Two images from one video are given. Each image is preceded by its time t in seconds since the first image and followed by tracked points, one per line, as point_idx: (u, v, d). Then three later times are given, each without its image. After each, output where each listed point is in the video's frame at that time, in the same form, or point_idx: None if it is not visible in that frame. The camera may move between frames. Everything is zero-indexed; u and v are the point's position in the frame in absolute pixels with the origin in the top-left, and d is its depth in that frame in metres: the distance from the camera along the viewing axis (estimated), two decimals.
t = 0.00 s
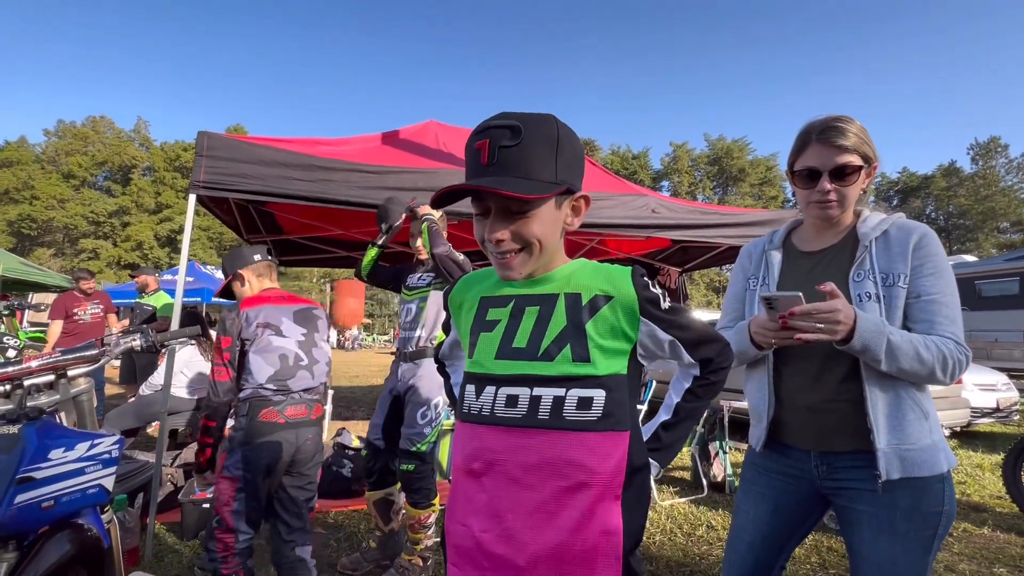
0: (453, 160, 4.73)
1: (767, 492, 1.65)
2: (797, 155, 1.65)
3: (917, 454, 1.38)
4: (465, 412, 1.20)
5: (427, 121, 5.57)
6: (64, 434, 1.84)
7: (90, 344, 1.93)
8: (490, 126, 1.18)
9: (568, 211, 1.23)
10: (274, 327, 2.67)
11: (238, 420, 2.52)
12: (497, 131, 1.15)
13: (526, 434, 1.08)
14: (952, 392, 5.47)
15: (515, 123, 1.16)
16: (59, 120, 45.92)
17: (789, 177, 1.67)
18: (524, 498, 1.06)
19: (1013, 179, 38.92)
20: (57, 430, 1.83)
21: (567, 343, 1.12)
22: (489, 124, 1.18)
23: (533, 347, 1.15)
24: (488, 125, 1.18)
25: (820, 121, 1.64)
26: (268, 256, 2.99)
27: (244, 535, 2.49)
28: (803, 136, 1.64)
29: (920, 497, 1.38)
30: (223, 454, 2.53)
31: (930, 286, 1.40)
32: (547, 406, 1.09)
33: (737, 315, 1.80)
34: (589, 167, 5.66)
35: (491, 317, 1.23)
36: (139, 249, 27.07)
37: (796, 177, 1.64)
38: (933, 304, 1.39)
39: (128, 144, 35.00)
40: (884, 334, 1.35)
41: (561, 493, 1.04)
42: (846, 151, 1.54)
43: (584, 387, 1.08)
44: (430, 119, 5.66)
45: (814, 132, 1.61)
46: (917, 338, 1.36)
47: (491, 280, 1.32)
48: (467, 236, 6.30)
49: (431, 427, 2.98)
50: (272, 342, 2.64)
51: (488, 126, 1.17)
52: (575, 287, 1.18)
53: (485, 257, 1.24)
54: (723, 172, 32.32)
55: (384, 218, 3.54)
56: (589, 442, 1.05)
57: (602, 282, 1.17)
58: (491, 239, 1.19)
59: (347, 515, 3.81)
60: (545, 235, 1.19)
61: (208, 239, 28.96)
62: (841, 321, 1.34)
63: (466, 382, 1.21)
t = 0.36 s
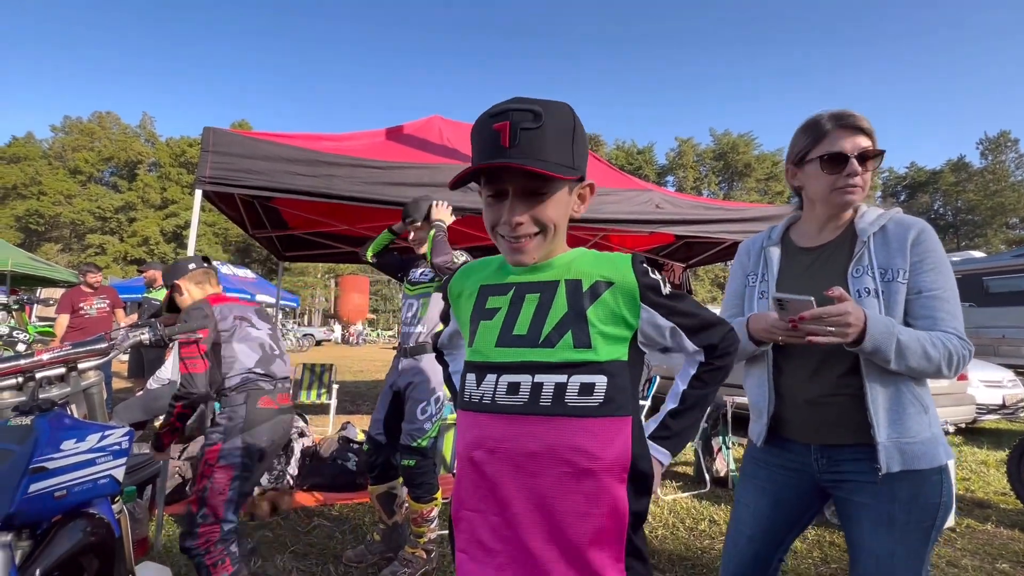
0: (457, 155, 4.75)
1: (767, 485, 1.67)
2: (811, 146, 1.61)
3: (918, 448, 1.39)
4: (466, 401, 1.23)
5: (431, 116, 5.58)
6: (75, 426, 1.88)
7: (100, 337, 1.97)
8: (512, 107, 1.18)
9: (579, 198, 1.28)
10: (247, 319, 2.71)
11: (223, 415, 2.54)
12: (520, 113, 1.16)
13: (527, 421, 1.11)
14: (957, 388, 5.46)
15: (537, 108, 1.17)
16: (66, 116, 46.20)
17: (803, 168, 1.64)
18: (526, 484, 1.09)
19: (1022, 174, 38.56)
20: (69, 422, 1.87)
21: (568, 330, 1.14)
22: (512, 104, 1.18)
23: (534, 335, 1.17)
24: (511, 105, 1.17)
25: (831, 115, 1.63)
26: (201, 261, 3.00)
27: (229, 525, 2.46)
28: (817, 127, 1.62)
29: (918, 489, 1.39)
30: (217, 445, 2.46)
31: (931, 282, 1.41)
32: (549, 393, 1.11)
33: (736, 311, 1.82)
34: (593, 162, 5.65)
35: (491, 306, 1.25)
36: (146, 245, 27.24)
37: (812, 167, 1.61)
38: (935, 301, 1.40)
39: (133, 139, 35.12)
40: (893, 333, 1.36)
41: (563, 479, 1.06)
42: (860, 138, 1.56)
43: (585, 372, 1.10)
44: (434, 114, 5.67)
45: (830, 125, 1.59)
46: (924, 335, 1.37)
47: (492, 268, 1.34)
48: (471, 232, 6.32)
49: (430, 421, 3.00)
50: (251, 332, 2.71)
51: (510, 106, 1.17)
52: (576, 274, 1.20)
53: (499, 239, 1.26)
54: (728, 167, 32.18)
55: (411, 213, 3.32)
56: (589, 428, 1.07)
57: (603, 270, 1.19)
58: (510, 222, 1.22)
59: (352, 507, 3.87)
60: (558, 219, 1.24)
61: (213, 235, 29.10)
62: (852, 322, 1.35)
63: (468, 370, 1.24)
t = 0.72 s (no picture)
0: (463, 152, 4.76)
1: (772, 480, 1.67)
2: (812, 147, 1.60)
3: (926, 443, 1.40)
4: (480, 402, 1.25)
5: (437, 113, 5.58)
6: (89, 422, 1.90)
7: (111, 335, 2.02)
8: (470, 126, 1.26)
9: (547, 196, 1.21)
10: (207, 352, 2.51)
11: (251, 417, 2.52)
12: (468, 132, 1.24)
13: (541, 424, 1.12)
14: (968, 385, 5.42)
15: (481, 122, 1.22)
16: (76, 115, 46.59)
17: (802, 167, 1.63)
18: (540, 487, 1.10)
19: None
20: (83, 418, 1.89)
21: (580, 332, 1.15)
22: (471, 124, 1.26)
23: (546, 337, 1.18)
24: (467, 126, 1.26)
25: (831, 114, 1.63)
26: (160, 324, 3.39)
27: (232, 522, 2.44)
28: (817, 126, 1.61)
29: (924, 483, 1.39)
30: (251, 438, 2.48)
31: (932, 281, 1.41)
32: (561, 395, 1.12)
33: (735, 312, 1.81)
34: (600, 159, 5.64)
35: (504, 308, 1.27)
36: (155, 242, 27.46)
37: (811, 166, 1.61)
38: (938, 301, 1.40)
39: (142, 136, 35.38)
40: (903, 331, 1.36)
41: (575, 482, 1.07)
42: (859, 140, 1.56)
43: (597, 376, 1.11)
44: (440, 111, 5.67)
45: (831, 124, 1.59)
46: (932, 332, 1.37)
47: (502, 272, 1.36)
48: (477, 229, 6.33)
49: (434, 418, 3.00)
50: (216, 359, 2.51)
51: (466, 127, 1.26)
52: (588, 276, 1.20)
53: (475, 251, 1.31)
54: (736, 162, 31.97)
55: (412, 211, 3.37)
56: (603, 431, 1.07)
57: (616, 272, 1.19)
58: (471, 233, 1.26)
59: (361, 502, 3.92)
60: (513, 221, 1.19)
61: (221, 232, 29.29)
62: (861, 327, 1.35)
63: (482, 372, 1.26)
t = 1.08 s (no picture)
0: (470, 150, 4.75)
1: (783, 478, 1.66)
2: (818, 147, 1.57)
3: (933, 431, 1.42)
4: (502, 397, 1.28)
5: (444, 111, 5.58)
6: (104, 419, 1.94)
7: (126, 333, 2.04)
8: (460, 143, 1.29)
9: (528, 189, 1.16)
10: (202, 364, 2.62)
11: (251, 411, 2.55)
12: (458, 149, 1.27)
13: (537, 416, 1.13)
14: (983, 383, 5.35)
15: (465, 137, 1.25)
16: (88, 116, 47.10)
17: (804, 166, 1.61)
18: (539, 477, 1.11)
19: None
20: (98, 416, 1.93)
21: (565, 327, 1.12)
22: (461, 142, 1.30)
23: (542, 332, 1.17)
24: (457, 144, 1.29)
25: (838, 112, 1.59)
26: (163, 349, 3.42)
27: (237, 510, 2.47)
28: (825, 125, 1.57)
29: (933, 473, 1.40)
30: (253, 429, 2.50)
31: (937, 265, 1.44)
32: (551, 389, 1.11)
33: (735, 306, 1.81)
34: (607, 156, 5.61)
35: (515, 306, 1.30)
36: (166, 241, 27.73)
37: (814, 166, 1.58)
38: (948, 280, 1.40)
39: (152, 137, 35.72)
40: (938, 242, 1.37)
41: (566, 476, 1.06)
42: (864, 142, 1.54)
43: (581, 370, 1.06)
44: (446, 109, 5.67)
45: (839, 125, 1.55)
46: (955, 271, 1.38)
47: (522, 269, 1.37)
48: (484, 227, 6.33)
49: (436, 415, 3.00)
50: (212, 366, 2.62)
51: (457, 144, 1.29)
52: (576, 268, 1.14)
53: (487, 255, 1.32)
54: (746, 158, 31.74)
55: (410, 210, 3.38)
56: (588, 425, 1.03)
57: (601, 260, 1.10)
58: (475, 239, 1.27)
59: (370, 498, 3.95)
60: (499, 219, 1.18)
61: (232, 231, 29.51)
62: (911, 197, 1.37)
63: (502, 368, 1.29)
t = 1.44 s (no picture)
0: (474, 150, 4.76)
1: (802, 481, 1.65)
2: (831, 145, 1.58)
3: (958, 432, 1.40)
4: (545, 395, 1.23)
5: (447, 112, 5.59)
6: (111, 420, 1.95)
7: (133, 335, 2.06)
8: (501, 132, 1.25)
9: (583, 175, 1.15)
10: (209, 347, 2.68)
11: (236, 401, 2.52)
12: (501, 139, 1.23)
13: (587, 412, 1.06)
14: (992, 381, 5.31)
15: (511, 125, 1.20)
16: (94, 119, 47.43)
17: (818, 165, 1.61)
18: (587, 479, 1.04)
19: None
20: (105, 416, 1.94)
21: (623, 316, 1.07)
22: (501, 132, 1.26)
23: (595, 323, 1.12)
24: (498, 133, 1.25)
25: (848, 110, 1.61)
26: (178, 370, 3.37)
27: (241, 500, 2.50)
28: (838, 123, 1.58)
29: (959, 475, 1.39)
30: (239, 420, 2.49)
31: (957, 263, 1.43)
32: (604, 381, 1.05)
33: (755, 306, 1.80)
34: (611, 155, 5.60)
35: (564, 300, 1.26)
36: (172, 244, 27.89)
37: (830, 164, 1.58)
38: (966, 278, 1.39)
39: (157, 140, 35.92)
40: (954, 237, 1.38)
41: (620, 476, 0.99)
42: (880, 138, 1.55)
43: (642, 361, 1.00)
44: (450, 110, 5.67)
45: (852, 122, 1.56)
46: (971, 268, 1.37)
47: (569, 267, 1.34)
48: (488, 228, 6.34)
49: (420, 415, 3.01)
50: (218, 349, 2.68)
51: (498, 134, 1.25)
52: (635, 258, 1.11)
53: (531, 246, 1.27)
54: (749, 157, 31.64)
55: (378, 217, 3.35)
56: (646, 421, 0.97)
57: (664, 248, 1.07)
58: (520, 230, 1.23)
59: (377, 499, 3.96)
60: (557, 210, 1.16)
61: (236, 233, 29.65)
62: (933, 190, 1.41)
63: (547, 364, 1.25)
